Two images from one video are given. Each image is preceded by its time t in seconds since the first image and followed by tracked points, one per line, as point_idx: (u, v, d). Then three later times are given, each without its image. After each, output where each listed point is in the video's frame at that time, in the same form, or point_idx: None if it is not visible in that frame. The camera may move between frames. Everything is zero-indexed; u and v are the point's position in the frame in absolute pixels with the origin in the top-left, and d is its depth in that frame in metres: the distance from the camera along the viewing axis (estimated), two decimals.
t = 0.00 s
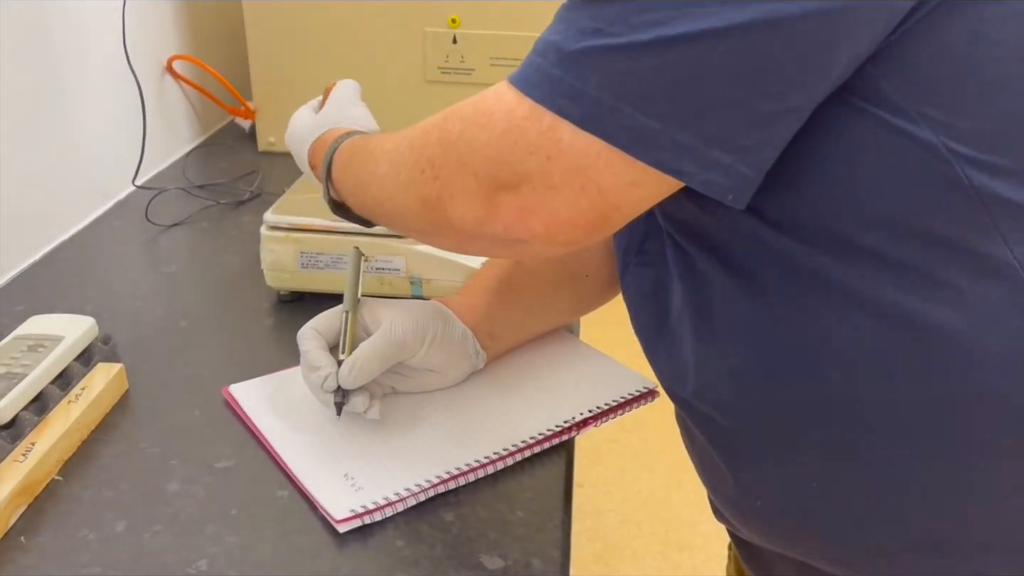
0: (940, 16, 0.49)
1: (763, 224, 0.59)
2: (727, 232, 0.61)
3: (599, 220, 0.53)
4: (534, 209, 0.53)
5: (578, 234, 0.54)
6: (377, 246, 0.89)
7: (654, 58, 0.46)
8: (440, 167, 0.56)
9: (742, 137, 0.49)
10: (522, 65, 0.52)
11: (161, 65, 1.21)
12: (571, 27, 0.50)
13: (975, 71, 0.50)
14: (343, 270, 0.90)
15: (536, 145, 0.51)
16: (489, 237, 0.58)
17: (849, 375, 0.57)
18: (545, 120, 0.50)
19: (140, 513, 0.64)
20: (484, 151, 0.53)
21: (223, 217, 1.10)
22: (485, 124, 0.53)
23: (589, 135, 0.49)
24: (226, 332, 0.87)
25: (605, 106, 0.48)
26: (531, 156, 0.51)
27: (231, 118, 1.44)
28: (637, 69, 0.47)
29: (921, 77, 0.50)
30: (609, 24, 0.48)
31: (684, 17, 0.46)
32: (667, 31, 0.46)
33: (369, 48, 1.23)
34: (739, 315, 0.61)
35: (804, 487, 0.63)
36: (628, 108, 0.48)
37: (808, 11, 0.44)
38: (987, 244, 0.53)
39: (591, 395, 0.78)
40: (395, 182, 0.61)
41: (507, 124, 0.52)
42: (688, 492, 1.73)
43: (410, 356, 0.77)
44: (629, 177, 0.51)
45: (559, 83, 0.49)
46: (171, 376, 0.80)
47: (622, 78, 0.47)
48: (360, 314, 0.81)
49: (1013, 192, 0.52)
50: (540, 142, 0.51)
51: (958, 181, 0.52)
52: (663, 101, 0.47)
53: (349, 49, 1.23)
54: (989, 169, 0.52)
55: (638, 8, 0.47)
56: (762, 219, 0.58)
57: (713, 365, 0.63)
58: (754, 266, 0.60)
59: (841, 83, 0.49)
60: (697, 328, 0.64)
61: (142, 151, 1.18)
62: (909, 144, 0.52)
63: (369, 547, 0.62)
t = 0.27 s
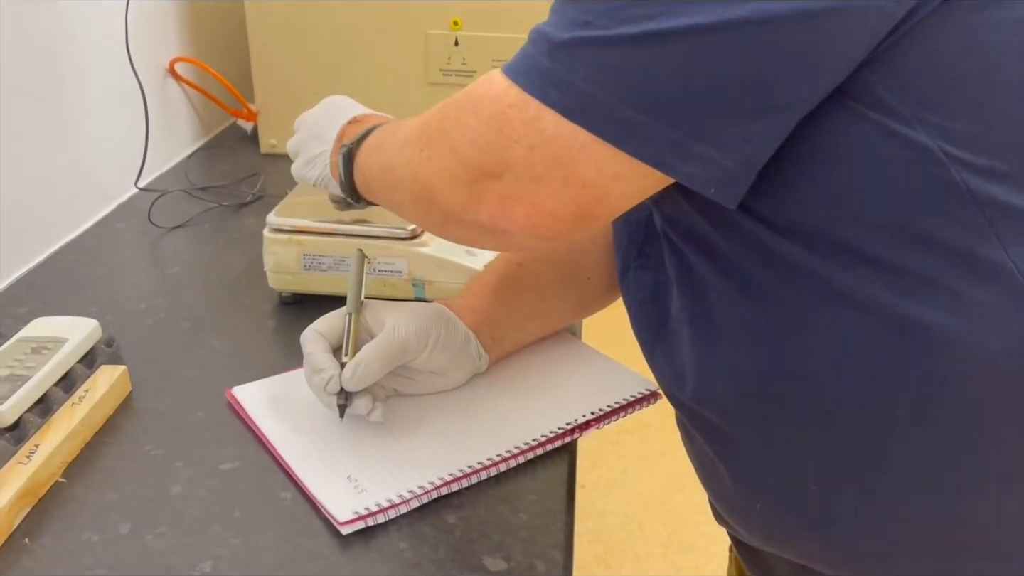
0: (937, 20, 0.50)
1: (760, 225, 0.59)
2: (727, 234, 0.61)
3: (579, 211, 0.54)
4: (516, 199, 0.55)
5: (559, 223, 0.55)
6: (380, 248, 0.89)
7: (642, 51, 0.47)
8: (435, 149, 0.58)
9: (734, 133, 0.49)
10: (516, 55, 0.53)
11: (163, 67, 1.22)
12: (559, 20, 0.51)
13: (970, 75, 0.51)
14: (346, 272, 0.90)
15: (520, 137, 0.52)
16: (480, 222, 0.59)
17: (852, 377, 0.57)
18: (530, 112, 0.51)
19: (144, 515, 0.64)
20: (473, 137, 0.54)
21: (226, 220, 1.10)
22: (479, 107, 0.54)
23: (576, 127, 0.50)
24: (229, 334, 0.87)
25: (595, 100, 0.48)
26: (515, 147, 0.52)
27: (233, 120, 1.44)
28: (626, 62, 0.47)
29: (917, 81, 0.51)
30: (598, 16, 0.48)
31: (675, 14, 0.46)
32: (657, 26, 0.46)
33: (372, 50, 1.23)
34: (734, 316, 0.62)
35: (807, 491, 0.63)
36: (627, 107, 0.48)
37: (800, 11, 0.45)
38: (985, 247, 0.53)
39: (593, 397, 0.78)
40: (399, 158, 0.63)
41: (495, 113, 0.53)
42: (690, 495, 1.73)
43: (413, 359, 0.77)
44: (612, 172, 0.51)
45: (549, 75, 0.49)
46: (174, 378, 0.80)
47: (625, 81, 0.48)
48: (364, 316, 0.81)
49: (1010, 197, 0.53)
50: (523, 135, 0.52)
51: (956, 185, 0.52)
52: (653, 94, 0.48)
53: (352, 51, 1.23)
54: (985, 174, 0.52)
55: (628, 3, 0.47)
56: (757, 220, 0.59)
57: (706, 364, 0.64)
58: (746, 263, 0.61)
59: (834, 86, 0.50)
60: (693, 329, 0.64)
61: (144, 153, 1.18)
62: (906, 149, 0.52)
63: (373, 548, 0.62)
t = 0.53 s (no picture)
0: (935, 21, 0.50)
1: (759, 226, 0.59)
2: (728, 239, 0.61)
3: (577, 212, 0.54)
4: (514, 199, 0.55)
5: (558, 223, 0.55)
6: (382, 249, 0.89)
7: (638, 54, 0.47)
8: (439, 146, 0.58)
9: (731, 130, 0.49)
10: (517, 57, 0.53)
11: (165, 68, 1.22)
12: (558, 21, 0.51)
13: (969, 75, 0.50)
14: (348, 272, 0.90)
15: (518, 136, 0.52)
16: (481, 224, 0.59)
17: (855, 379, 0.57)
18: (530, 112, 0.51)
19: (146, 516, 0.64)
20: (475, 135, 0.54)
21: (227, 221, 1.10)
22: (482, 104, 0.54)
23: (574, 127, 0.50)
24: (231, 336, 0.87)
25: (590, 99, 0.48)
26: (513, 146, 0.52)
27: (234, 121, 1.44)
28: (624, 65, 0.47)
29: (917, 83, 0.51)
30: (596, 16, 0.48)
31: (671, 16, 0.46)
32: (653, 29, 0.46)
33: (373, 50, 1.23)
34: (735, 319, 0.61)
35: (809, 492, 0.63)
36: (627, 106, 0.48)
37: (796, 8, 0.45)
38: (984, 249, 0.53)
39: (595, 398, 0.78)
40: (405, 155, 0.63)
41: (496, 111, 0.53)
42: (693, 495, 1.73)
43: (416, 359, 0.77)
44: (611, 175, 0.51)
45: (548, 77, 0.50)
46: (176, 379, 0.80)
47: (627, 83, 0.48)
48: (366, 317, 0.81)
49: (1009, 198, 0.53)
50: (521, 133, 0.52)
51: (955, 187, 0.52)
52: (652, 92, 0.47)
53: (353, 51, 1.23)
54: (985, 175, 0.52)
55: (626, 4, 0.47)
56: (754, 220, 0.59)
57: (707, 366, 0.63)
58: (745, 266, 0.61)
59: (832, 89, 0.50)
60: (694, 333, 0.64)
61: (146, 154, 1.18)
62: (905, 150, 0.52)
63: (374, 549, 0.62)
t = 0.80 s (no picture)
0: (935, 20, 0.49)
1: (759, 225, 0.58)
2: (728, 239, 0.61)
3: (577, 211, 0.54)
4: (514, 199, 0.55)
5: (561, 223, 0.55)
6: (381, 248, 0.89)
7: (638, 53, 0.47)
8: (439, 145, 0.58)
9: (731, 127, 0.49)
10: (517, 56, 0.52)
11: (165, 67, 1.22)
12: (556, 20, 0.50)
13: (970, 77, 0.50)
14: (347, 272, 0.90)
15: (519, 135, 0.52)
16: (481, 223, 0.59)
17: (856, 378, 0.57)
18: (529, 111, 0.51)
19: (144, 515, 0.64)
20: (476, 134, 0.54)
21: (227, 221, 1.10)
22: (482, 103, 0.54)
23: (572, 127, 0.50)
24: (230, 335, 0.87)
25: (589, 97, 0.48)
26: (513, 145, 0.52)
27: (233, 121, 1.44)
28: (622, 65, 0.47)
29: (917, 83, 0.51)
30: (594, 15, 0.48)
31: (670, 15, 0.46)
32: (652, 29, 0.46)
33: (373, 50, 1.23)
34: (736, 319, 0.61)
35: (809, 491, 0.63)
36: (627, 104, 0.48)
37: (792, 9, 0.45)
38: (984, 248, 0.53)
39: (595, 398, 0.78)
40: (404, 154, 0.63)
41: (495, 110, 0.53)
42: (693, 495, 1.73)
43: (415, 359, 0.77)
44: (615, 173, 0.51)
45: (546, 76, 0.49)
46: (174, 379, 0.80)
47: (624, 82, 0.47)
48: (365, 317, 0.81)
49: (1011, 198, 0.52)
50: (522, 133, 0.51)
51: (956, 187, 0.52)
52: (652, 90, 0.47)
53: (353, 51, 1.23)
54: (986, 175, 0.52)
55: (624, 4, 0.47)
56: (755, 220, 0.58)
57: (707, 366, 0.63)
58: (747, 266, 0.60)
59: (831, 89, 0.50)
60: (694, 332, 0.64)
61: (145, 154, 1.18)
62: (905, 150, 0.52)
63: (373, 548, 0.62)
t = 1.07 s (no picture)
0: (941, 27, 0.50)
1: (765, 227, 0.58)
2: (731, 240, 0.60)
3: (582, 216, 0.53)
4: (519, 204, 0.55)
5: (565, 231, 0.55)
6: (381, 248, 0.89)
7: (640, 62, 0.47)
8: (445, 148, 0.58)
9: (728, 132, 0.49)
10: (521, 61, 0.53)
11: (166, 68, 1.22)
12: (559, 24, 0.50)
13: (975, 80, 0.51)
14: (348, 271, 0.90)
15: (525, 140, 0.52)
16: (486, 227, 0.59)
17: (855, 377, 0.57)
18: (535, 115, 0.51)
19: (145, 515, 0.64)
20: (482, 140, 0.54)
21: (227, 221, 1.10)
22: (488, 107, 0.54)
23: (576, 131, 0.50)
24: (231, 335, 0.87)
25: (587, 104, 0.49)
26: (519, 151, 0.52)
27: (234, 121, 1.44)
28: (625, 71, 0.47)
29: (921, 88, 0.51)
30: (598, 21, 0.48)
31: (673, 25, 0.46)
32: (658, 35, 0.46)
33: (373, 49, 1.23)
34: (739, 320, 0.61)
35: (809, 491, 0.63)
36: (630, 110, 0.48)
37: (796, 20, 0.45)
38: (993, 251, 0.54)
39: (595, 397, 0.78)
40: (410, 155, 0.63)
41: (501, 115, 0.53)
42: (693, 495, 1.73)
43: (415, 363, 0.77)
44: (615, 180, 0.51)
45: (552, 80, 0.49)
46: (175, 379, 0.80)
47: (625, 88, 0.48)
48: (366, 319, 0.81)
49: (1018, 201, 0.53)
50: (527, 137, 0.51)
51: (963, 191, 0.52)
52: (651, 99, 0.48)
53: (353, 52, 1.23)
54: (992, 179, 0.52)
55: (629, 11, 0.47)
56: (761, 223, 0.58)
57: (713, 367, 0.63)
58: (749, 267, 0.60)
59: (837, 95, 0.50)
60: (698, 333, 0.64)
61: (146, 154, 1.18)
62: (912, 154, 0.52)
63: (373, 548, 0.62)
